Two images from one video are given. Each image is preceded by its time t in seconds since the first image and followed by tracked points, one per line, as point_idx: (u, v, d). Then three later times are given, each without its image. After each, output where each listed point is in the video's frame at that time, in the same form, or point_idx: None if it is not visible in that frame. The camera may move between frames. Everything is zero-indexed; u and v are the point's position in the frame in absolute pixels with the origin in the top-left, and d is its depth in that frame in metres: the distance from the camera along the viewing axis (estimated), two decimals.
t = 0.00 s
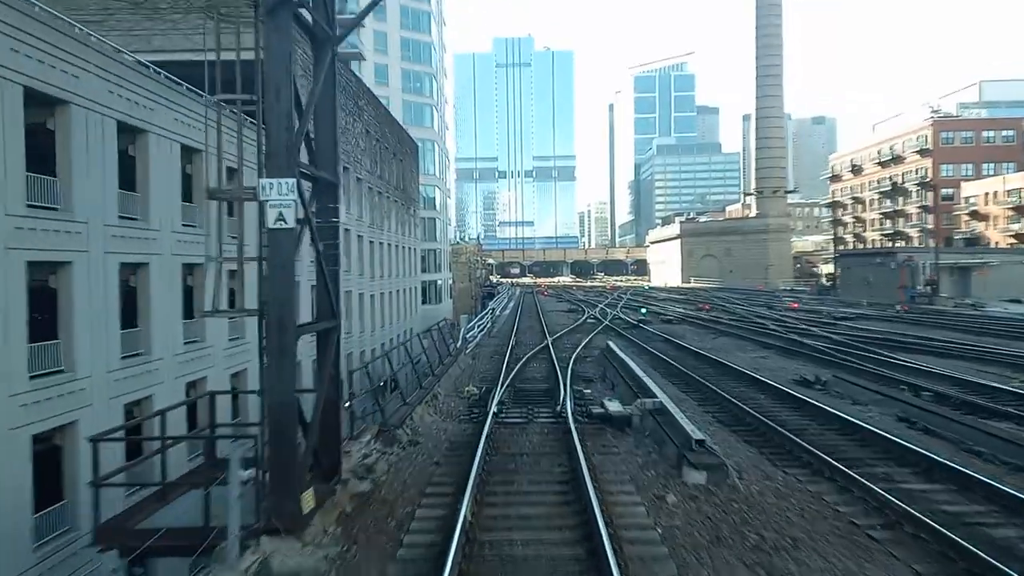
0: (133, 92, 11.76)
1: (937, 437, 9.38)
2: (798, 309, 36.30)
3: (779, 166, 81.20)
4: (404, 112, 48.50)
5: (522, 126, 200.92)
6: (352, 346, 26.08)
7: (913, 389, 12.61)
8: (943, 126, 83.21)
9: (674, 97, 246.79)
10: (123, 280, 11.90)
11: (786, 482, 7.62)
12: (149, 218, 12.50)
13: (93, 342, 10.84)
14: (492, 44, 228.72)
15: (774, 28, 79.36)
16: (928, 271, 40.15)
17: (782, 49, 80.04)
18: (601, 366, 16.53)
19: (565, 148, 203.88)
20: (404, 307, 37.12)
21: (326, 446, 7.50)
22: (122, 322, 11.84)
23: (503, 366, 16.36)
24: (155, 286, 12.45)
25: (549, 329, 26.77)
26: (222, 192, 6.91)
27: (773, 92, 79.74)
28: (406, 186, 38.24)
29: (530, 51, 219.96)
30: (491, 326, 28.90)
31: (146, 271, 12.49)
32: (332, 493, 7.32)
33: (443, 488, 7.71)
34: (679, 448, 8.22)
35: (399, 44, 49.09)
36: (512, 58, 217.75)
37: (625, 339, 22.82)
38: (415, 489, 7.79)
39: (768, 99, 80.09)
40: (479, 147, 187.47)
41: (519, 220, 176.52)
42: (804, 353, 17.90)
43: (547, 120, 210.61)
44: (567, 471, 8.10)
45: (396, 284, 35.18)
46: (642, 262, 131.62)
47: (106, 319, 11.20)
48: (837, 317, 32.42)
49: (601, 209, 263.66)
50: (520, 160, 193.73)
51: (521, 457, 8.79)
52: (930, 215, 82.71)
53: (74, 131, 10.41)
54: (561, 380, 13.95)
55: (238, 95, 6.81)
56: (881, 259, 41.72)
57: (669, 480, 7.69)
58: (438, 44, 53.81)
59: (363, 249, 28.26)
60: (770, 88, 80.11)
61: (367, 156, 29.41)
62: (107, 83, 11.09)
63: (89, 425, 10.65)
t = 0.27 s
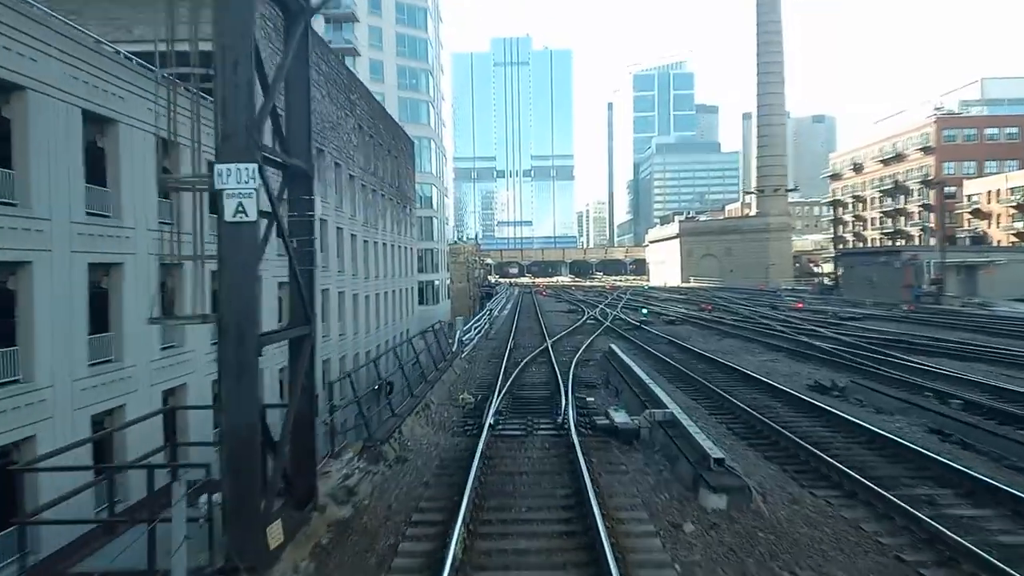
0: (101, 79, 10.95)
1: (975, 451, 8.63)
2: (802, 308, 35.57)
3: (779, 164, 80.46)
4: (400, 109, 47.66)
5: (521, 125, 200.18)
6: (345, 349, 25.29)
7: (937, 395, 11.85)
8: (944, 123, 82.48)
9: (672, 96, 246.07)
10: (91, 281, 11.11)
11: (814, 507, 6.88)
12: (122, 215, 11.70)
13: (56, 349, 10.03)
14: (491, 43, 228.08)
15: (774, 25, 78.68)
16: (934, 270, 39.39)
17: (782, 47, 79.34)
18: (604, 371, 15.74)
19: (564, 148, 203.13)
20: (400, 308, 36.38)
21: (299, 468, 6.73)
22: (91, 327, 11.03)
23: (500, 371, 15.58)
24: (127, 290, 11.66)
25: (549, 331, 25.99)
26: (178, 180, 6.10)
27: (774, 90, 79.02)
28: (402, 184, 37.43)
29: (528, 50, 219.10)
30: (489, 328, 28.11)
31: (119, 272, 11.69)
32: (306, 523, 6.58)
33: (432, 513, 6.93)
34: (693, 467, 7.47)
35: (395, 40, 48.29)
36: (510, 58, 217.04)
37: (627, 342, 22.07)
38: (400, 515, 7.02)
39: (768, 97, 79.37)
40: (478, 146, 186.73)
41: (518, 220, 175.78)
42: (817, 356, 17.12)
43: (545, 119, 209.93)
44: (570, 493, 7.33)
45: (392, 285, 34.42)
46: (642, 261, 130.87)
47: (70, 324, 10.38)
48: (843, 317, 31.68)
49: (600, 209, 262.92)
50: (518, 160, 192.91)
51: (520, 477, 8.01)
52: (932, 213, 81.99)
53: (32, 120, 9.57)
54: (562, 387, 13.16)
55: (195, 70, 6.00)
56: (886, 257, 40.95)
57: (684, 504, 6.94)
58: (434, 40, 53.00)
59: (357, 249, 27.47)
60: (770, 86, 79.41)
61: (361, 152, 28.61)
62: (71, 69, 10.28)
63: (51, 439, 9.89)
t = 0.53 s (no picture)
0: (64, 63, 10.11)
1: (1018, 466, 7.90)
2: (807, 309, 34.81)
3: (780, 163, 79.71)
4: (397, 107, 46.81)
5: (519, 125, 199.42)
6: (337, 353, 24.51)
7: (966, 404, 11.07)
8: (946, 121, 81.77)
9: (671, 96, 245.43)
10: (54, 281, 10.32)
11: (853, 540, 6.13)
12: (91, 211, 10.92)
13: (13, 357, 9.22)
14: (489, 43, 227.37)
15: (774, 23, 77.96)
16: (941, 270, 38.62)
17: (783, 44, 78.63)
18: (607, 376, 14.97)
19: (563, 148, 202.39)
20: (395, 310, 35.60)
21: (266, 495, 5.92)
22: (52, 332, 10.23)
23: (498, 377, 14.79)
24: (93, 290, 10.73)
25: (549, 333, 25.21)
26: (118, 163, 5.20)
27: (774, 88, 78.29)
28: (398, 183, 36.64)
29: (527, 50, 218.56)
30: (486, 330, 27.32)
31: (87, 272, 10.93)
32: (275, 559, 5.79)
33: (421, 547, 6.13)
34: (713, 491, 6.71)
35: (392, 36, 47.45)
36: (509, 58, 216.33)
37: (629, 344, 21.29)
38: (385, 549, 6.22)
39: (769, 95, 78.78)
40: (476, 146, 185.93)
41: (517, 220, 174.88)
42: (829, 359, 16.36)
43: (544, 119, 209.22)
44: (575, 521, 6.55)
45: (387, 285, 33.63)
46: (641, 261, 130.08)
47: (29, 329, 9.56)
48: (850, 318, 30.91)
49: (599, 209, 262.16)
50: (517, 159, 192.26)
51: (518, 498, 7.25)
52: (934, 212, 81.25)
53: None
54: (563, 394, 12.39)
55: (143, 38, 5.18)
56: (891, 257, 40.21)
57: (707, 538, 6.20)
58: (431, 37, 52.16)
59: (350, 249, 26.70)
60: (770, 84, 78.68)
61: (355, 149, 27.81)
62: (32, 53, 9.47)
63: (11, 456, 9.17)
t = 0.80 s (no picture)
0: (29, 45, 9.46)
1: None
2: (812, 310, 34.06)
3: (782, 161, 78.93)
4: (394, 104, 46.00)
5: (518, 124, 198.64)
6: (330, 355, 23.76)
7: (999, 413, 10.29)
8: (950, 120, 81.01)
9: (671, 95, 244.65)
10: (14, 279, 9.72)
11: None
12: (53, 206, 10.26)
13: None
14: (488, 42, 226.45)
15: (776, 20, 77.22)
16: (949, 270, 37.85)
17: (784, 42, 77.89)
18: (609, 381, 14.25)
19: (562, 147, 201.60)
20: (391, 311, 34.85)
21: (223, 527, 5.10)
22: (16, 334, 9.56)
23: (495, 382, 14.01)
24: (53, 290, 9.96)
25: (548, 334, 24.48)
26: (30, 138, 4.58)
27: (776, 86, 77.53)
28: (394, 181, 35.86)
29: (526, 49, 217.81)
30: (484, 331, 26.58)
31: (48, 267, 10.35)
32: None
33: None
34: (740, 523, 6.01)
35: (389, 31, 46.60)
36: (508, 57, 215.60)
37: (631, 346, 20.53)
38: None
39: (770, 93, 78.07)
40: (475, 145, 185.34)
41: (516, 220, 174.03)
42: (842, 363, 15.62)
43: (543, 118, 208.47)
44: (581, 556, 5.84)
45: (383, 285, 32.90)
46: (640, 261, 129.41)
47: None
48: (857, 318, 30.15)
49: (598, 208, 261.50)
50: (516, 158, 191.51)
51: (516, 527, 6.52)
52: (936, 212, 80.52)
53: None
54: (564, 401, 11.66)
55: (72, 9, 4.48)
56: (897, 256, 39.44)
57: None
58: (429, 33, 51.31)
59: (344, 248, 25.95)
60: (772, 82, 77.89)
61: (349, 145, 27.03)
62: None
63: None
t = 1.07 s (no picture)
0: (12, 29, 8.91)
1: None
2: (817, 311, 33.29)
3: (783, 161, 78.11)
4: (390, 100, 45.25)
5: (517, 123, 197.79)
6: (322, 357, 22.98)
7: None
8: (952, 119, 80.29)
9: (670, 94, 243.92)
10: None
11: None
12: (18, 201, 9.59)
13: None
14: (487, 40, 225.64)
15: (778, 18, 76.45)
16: (956, 270, 37.10)
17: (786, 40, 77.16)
18: (613, 387, 13.49)
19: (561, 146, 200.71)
20: (387, 311, 34.06)
21: None
22: None
23: (491, 388, 13.23)
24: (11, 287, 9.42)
25: (547, 335, 23.69)
26: None
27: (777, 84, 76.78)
28: (390, 178, 35.06)
29: (526, 48, 217.20)
30: (482, 333, 25.80)
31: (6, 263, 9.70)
32: None
33: None
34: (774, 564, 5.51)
35: (385, 26, 45.79)
36: (507, 56, 214.74)
37: (635, 349, 19.75)
38: None
39: (772, 92, 77.37)
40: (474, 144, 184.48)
41: (514, 219, 173.12)
42: (857, 368, 14.85)
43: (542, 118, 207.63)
44: None
45: (378, 285, 32.10)
46: (640, 261, 128.62)
47: None
48: (864, 320, 29.37)
49: (597, 208, 260.66)
50: (515, 158, 190.78)
51: (513, 566, 5.84)
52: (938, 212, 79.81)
53: None
54: (565, 411, 10.91)
55: None
56: (903, 256, 38.67)
57: None
58: (427, 28, 50.51)
59: (337, 246, 25.19)
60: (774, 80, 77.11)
61: (342, 140, 26.25)
62: None
63: None
